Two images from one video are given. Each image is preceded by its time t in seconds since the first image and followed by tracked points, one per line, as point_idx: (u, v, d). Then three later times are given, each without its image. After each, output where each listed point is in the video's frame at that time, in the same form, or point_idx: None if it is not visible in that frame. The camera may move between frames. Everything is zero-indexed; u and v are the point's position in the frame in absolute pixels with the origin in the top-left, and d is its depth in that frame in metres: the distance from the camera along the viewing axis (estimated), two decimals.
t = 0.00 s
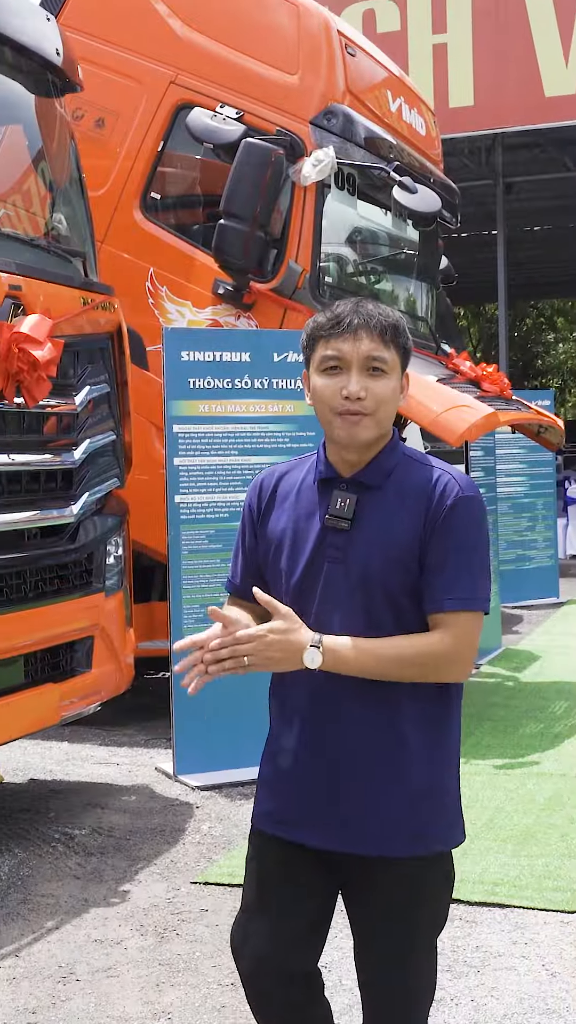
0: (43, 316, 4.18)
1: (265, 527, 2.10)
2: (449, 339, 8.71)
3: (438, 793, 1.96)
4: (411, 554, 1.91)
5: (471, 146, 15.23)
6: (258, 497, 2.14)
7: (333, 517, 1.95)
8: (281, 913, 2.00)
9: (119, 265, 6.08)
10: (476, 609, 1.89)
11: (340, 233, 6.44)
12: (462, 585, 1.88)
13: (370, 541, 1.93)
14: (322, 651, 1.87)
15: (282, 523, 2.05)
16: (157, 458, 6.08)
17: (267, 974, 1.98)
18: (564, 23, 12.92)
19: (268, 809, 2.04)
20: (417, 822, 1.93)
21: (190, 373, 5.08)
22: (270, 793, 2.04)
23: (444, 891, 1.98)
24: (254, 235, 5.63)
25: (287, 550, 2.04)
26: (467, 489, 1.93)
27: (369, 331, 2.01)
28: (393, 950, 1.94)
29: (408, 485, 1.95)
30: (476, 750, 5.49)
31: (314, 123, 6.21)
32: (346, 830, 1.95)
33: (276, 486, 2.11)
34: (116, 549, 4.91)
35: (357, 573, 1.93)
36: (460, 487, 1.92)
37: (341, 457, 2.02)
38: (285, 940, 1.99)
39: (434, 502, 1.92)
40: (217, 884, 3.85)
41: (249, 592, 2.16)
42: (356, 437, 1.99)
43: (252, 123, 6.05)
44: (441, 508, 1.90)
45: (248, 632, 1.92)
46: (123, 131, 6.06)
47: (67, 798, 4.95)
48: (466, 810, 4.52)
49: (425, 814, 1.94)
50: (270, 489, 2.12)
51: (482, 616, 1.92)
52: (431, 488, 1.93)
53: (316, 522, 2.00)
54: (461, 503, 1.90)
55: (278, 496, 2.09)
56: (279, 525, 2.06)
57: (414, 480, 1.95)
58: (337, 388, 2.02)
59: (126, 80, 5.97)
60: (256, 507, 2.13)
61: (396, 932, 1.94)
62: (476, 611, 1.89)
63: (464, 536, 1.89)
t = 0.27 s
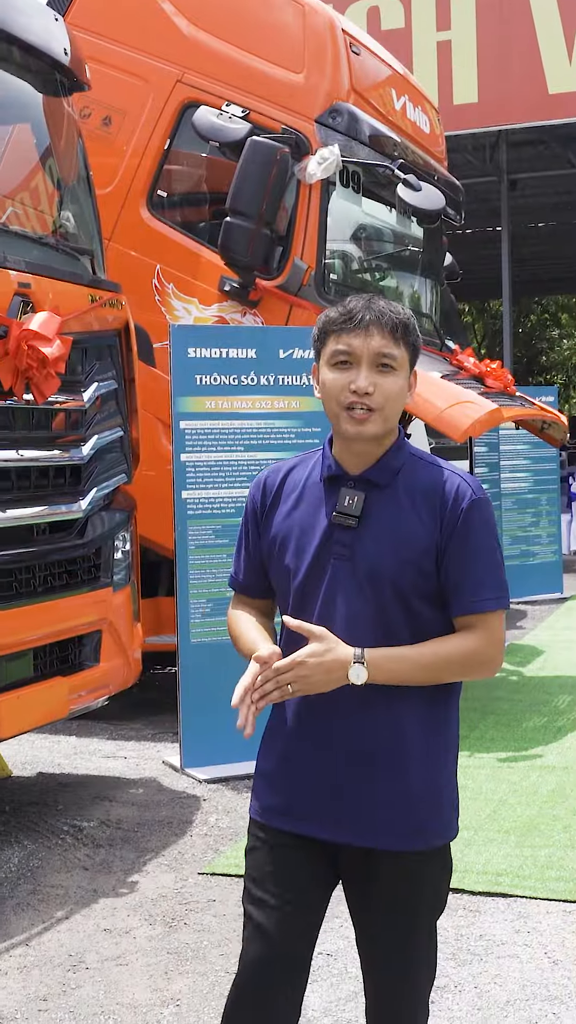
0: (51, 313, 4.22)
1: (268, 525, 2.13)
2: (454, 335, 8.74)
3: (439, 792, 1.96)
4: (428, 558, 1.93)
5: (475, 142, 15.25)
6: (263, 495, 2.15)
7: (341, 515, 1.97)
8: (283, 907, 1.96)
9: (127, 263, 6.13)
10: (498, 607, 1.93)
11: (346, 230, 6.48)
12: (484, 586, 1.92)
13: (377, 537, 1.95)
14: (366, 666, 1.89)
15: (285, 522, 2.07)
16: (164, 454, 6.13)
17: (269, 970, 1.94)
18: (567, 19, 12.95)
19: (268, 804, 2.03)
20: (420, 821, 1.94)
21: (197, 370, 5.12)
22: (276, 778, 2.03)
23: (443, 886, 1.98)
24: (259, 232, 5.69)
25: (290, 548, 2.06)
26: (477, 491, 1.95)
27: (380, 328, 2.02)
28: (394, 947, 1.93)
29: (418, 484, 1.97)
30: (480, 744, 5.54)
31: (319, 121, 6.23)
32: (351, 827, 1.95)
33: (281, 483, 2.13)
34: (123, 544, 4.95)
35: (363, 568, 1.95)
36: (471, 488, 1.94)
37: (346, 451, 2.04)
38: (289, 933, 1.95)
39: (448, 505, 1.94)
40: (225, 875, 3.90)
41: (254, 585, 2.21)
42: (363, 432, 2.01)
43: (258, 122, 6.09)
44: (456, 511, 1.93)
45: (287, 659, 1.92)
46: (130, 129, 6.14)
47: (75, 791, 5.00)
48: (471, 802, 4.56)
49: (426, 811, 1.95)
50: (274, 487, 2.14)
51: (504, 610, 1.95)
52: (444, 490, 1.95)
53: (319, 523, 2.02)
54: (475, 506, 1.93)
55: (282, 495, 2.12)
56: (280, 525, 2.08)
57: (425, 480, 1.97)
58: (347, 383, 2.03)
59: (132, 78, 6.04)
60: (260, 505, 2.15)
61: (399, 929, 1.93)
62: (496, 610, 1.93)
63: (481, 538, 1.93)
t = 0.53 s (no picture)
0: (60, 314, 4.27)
1: (268, 523, 2.12)
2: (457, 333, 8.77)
3: (438, 790, 2.00)
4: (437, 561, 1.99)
5: (476, 140, 15.29)
6: (262, 494, 2.15)
7: (348, 512, 2.00)
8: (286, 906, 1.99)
9: (133, 263, 6.19)
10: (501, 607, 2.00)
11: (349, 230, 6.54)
12: (491, 587, 1.99)
13: (383, 535, 1.99)
14: (381, 658, 1.93)
15: (287, 521, 2.08)
16: (169, 452, 6.16)
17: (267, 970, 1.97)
18: (567, 18, 12.99)
19: (267, 802, 2.05)
20: (420, 819, 1.98)
21: (202, 369, 5.18)
22: (279, 773, 2.05)
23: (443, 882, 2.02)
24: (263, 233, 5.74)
25: (293, 546, 2.07)
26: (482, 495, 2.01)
27: (400, 332, 2.05)
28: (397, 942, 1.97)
29: (424, 488, 2.02)
30: (484, 739, 5.60)
31: (323, 123, 6.28)
32: (355, 826, 1.98)
33: (281, 481, 2.13)
34: (130, 542, 5.01)
35: (371, 565, 1.99)
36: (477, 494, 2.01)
37: (357, 452, 2.06)
38: (288, 933, 1.98)
39: (457, 509, 1.99)
40: (233, 868, 3.95)
41: (246, 579, 2.21)
42: (379, 435, 2.03)
43: (261, 123, 6.15)
44: (466, 515, 1.99)
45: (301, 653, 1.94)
46: (134, 131, 6.18)
47: (83, 786, 5.05)
48: (475, 797, 4.61)
49: (426, 810, 1.98)
50: (273, 486, 2.14)
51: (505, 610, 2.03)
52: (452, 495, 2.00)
53: (324, 522, 2.04)
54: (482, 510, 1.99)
55: (282, 494, 2.12)
56: (282, 524, 2.09)
57: (431, 484, 2.02)
58: (364, 383, 2.04)
59: (137, 80, 6.10)
60: (258, 503, 2.15)
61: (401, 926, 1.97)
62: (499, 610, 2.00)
63: (490, 543, 2.00)
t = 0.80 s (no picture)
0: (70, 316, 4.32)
1: (252, 530, 2.08)
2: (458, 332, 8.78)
3: (438, 789, 2.03)
4: (431, 565, 2.01)
5: (475, 140, 15.34)
6: (244, 503, 2.10)
7: (338, 517, 2.00)
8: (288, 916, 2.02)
9: (139, 265, 6.26)
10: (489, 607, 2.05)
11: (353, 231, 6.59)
12: (481, 589, 2.04)
13: (374, 538, 2.00)
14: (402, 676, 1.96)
15: (273, 526, 2.05)
16: (175, 452, 6.25)
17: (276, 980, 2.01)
18: (566, 18, 13.05)
19: (265, 810, 2.04)
20: (424, 819, 2.00)
21: (209, 370, 5.24)
22: (276, 776, 2.04)
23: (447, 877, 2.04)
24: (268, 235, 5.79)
25: (282, 553, 2.04)
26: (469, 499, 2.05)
27: (388, 338, 2.06)
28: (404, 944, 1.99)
29: (412, 491, 2.03)
30: (489, 735, 5.65)
31: (326, 125, 6.33)
32: (360, 830, 1.99)
33: (263, 490, 2.10)
34: (139, 542, 5.05)
35: (364, 570, 1.99)
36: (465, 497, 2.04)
37: (342, 457, 2.06)
38: (291, 942, 2.01)
39: (448, 514, 2.02)
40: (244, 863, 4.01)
41: (227, 591, 2.17)
42: (366, 440, 2.03)
43: (265, 125, 6.20)
44: (458, 520, 2.02)
45: (324, 680, 1.93)
46: (139, 134, 6.24)
47: (92, 784, 5.10)
48: (482, 792, 4.67)
49: (428, 810, 2.01)
50: (255, 495, 2.10)
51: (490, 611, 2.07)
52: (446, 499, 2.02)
53: (314, 528, 2.02)
54: (471, 513, 2.03)
55: (265, 504, 2.08)
56: (268, 530, 2.05)
57: (420, 488, 2.04)
58: (352, 388, 2.04)
59: (142, 84, 6.17)
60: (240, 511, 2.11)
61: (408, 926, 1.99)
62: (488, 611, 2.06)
63: (477, 546, 2.04)
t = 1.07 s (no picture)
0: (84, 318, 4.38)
1: (224, 537, 2.04)
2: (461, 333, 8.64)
3: (428, 780, 1.99)
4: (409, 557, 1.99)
5: (477, 140, 15.40)
6: (212, 513, 2.07)
7: (311, 517, 1.97)
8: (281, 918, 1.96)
9: (149, 266, 6.32)
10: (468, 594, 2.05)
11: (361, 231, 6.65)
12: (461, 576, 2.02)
13: (347, 534, 1.97)
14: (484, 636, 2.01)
15: (244, 530, 2.00)
16: (184, 453, 6.31)
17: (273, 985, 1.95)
18: (569, 18, 13.10)
19: (253, 814, 1.97)
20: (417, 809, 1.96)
21: (218, 371, 5.28)
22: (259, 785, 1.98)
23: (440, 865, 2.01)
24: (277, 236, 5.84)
25: (258, 559, 1.98)
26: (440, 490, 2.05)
27: (346, 331, 2.08)
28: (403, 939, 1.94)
29: (382, 485, 2.02)
30: (497, 732, 5.70)
31: (333, 127, 6.34)
32: (355, 826, 1.94)
33: (230, 494, 2.06)
34: (150, 541, 5.10)
35: (342, 565, 1.96)
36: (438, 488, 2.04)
37: (305, 452, 2.04)
38: (287, 942, 1.96)
39: (422, 505, 2.02)
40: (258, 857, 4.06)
41: (198, 599, 2.13)
42: (328, 431, 2.03)
43: (273, 126, 6.26)
44: (432, 511, 2.02)
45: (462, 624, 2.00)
46: (148, 136, 6.30)
47: (105, 781, 5.15)
48: (492, 787, 4.73)
49: (421, 800, 1.97)
50: (222, 501, 2.06)
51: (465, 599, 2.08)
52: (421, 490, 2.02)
53: (284, 531, 1.98)
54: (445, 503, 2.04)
55: (233, 509, 2.04)
56: (238, 536, 2.01)
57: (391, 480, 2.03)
58: (312, 382, 2.05)
59: (151, 87, 6.25)
60: (211, 519, 2.07)
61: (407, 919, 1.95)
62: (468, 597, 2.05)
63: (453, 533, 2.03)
